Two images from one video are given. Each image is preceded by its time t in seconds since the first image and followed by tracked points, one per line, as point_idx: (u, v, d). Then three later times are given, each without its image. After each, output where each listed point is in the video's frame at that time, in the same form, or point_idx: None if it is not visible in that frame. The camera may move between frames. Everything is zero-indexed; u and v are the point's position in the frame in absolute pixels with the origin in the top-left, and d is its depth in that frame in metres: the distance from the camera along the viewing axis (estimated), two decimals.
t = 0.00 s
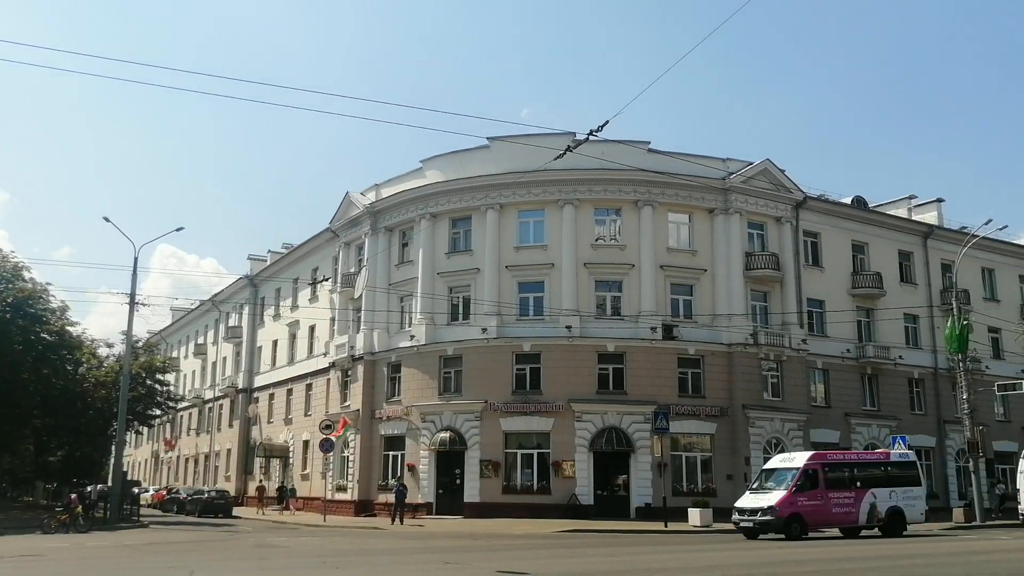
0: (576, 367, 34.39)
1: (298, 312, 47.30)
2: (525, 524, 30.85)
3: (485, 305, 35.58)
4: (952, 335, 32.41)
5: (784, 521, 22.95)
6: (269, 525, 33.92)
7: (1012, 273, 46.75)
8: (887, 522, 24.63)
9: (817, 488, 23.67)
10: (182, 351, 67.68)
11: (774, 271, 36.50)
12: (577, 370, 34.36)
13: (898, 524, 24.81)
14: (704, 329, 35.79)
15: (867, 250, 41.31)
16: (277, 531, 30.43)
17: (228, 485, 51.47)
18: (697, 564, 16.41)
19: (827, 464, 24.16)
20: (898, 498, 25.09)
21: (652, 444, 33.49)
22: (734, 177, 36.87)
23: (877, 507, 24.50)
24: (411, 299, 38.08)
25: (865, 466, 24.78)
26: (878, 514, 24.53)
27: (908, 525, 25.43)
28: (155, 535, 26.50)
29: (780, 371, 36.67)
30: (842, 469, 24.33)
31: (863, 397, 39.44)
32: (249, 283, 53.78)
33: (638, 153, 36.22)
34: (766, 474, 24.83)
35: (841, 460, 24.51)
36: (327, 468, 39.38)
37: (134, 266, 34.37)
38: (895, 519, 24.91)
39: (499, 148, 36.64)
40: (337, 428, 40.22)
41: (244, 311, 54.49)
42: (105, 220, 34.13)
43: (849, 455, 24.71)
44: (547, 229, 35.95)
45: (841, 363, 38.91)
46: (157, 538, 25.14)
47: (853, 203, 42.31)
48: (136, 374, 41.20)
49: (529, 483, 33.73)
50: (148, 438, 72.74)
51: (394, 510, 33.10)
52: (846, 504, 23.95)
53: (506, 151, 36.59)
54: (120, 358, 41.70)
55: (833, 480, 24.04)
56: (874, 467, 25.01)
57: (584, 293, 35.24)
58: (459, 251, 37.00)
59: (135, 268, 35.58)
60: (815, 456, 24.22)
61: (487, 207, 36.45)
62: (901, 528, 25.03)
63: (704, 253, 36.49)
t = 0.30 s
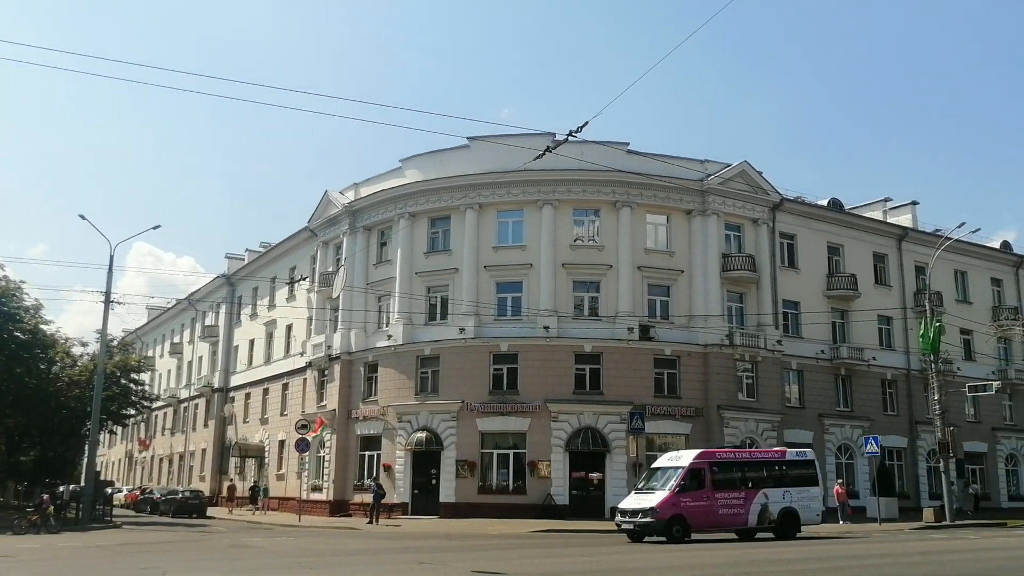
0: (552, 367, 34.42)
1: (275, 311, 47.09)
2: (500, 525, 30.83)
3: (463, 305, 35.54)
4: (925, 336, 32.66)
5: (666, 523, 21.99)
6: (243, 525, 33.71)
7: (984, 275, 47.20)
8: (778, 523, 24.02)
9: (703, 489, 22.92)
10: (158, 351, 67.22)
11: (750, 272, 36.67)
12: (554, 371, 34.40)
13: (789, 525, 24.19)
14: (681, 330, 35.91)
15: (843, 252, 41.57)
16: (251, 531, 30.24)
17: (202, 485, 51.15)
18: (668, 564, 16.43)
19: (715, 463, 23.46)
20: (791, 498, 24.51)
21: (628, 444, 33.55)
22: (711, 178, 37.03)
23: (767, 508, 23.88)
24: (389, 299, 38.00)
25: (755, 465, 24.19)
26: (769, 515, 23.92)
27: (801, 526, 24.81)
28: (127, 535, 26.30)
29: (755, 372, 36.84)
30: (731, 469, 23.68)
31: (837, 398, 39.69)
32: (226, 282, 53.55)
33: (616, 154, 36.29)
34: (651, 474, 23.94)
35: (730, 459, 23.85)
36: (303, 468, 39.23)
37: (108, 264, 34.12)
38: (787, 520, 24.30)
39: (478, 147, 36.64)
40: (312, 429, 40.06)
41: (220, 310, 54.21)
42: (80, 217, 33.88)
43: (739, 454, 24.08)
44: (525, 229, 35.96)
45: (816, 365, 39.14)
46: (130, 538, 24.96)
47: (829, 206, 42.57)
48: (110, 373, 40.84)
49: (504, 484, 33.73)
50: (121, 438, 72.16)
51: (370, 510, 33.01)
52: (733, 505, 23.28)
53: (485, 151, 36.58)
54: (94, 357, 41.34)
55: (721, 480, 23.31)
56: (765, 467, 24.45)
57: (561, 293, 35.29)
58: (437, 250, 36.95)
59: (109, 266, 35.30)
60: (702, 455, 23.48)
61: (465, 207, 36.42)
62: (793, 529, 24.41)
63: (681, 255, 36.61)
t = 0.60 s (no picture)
0: (532, 368, 34.51)
1: (253, 311, 46.90)
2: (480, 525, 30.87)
3: (443, 306, 35.55)
4: (900, 337, 33.02)
5: (541, 526, 20.73)
6: (222, 526, 33.55)
7: (957, 278, 47.73)
8: (668, 526, 22.65)
9: (584, 490, 21.68)
10: (135, 350, 66.79)
11: (728, 275, 36.95)
12: (533, 372, 34.47)
13: (680, 528, 22.78)
14: (659, 331, 36.13)
15: (819, 255, 41.95)
16: (230, 531, 30.11)
17: (180, 485, 50.85)
18: (647, 564, 16.57)
19: (599, 463, 22.26)
20: (683, 499, 23.11)
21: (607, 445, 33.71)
22: (690, 181, 37.26)
23: (656, 509, 22.50)
24: (368, 299, 37.95)
25: (644, 465, 22.92)
26: (658, 518, 22.52)
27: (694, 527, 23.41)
28: (105, 536, 26.16)
29: (733, 373, 37.12)
30: (615, 470, 22.43)
31: (813, 400, 40.02)
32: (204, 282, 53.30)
33: (596, 155, 36.43)
34: (534, 475, 22.73)
35: (615, 459, 22.63)
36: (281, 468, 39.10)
37: (86, 263, 33.90)
38: (678, 522, 22.89)
39: (458, 148, 36.68)
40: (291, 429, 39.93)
41: (198, 310, 53.92)
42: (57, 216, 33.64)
43: (626, 454, 22.86)
44: (505, 230, 36.01)
45: (792, 366, 39.47)
46: (108, 539, 24.82)
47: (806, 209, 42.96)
48: (86, 372, 40.50)
49: (484, 484, 33.77)
50: (98, 438, 71.64)
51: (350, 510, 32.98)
52: (617, 507, 21.97)
53: (465, 151, 36.64)
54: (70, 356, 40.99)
55: (604, 481, 22.07)
56: (655, 467, 23.13)
57: (540, 294, 35.38)
58: (417, 251, 36.93)
59: (86, 265, 35.05)
60: (585, 454, 22.32)
61: (445, 208, 36.43)
62: (686, 532, 23.00)
63: (659, 256, 36.81)
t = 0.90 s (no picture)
0: (511, 370, 34.52)
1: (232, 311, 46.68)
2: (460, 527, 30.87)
3: (423, 307, 35.51)
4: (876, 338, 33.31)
5: (399, 531, 19.94)
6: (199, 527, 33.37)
7: (933, 281, 48.09)
8: (546, 529, 21.68)
9: (451, 492, 21.05)
10: (113, 351, 66.31)
11: (707, 277, 37.10)
12: (512, 373, 34.49)
13: (558, 531, 21.74)
14: (639, 333, 36.25)
15: (798, 257, 42.19)
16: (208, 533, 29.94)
17: (157, 486, 50.55)
18: (625, 565, 16.67)
19: (468, 463, 21.62)
20: (563, 501, 22.13)
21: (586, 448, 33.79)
22: (669, 184, 37.40)
23: (532, 512, 21.66)
24: (348, 300, 37.88)
25: (521, 465, 22.17)
26: (535, 521, 21.66)
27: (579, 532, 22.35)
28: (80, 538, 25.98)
29: (711, 375, 37.27)
30: (486, 471, 21.77)
31: (791, 402, 40.22)
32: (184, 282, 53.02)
33: (577, 158, 36.52)
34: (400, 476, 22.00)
35: (488, 459, 21.97)
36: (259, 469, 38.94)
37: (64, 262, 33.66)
38: (557, 526, 21.86)
39: (439, 149, 36.67)
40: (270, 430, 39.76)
41: (177, 310, 53.62)
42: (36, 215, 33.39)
43: (501, 454, 22.17)
44: (485, 232, 36.01)
45: (770, 368, 39.68)
46: (82, 541, 24.62)
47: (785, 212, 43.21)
48: (63, 373, 40.17)
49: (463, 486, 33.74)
50: (74, 438, 71.05)
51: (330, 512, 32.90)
52: (487, 510, 21.32)
53: (446, 152, 36.64)
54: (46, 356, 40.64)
55: (473, 483, 21.43)
56: (533, 467, 22.37)
57: (520, 296, 35.39)
58: (396, 252, 36.87)
59: (63, 264, 34.76)
60: (454, 454, 21.70)
61: (425, 209, 36.41)
62: (567, 536, 21.95)
63: (639, 258, 36.93)
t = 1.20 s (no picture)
0: (491, 370, 34.53)
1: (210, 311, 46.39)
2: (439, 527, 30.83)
3: (402, 308, 35.44)
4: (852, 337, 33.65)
5: (258, 533, 19.60)
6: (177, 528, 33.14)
7: (908, 283, 48.55)
8: (424, 532, 21.51)
9: (318, 493, 20.83)
10: (88, 351, 65.72)
11: (686, 278, 37.27)
12: (489, 374, 34.50)
13: (438, 534, 21.62)
14: (619, 334, 36.37)
15: (776, 259, 42.49)
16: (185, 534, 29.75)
17: (134, 487, 50.14)
18: (603, 564, 16.76)
19: (337, 463, 21.42)
20: (444, 503, 22.08)
21: (566, 448, 33.87)
22: (649, 186, 37.56)
23: (408, 514, 21.52)
24: (327, 301, 37.77)
25: (398, 466, 22.09)
26: (412, 523, 21.51)
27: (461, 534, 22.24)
28: (54, 540, 25.72)
29: (690, 376, 37.46)
30: (359, 472, 21.60)
31: (768, 404, 40.47)
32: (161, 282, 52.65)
33: (557, 159, 36.59)
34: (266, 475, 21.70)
35: (361, 459, 21.81)
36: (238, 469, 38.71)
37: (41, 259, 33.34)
38: (438, 529, 21.72)
39: (419, 149, 36.63)
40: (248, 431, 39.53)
41: (154, 309, 53.22)
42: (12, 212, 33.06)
43: (374, 454, 22.03)
44: (465, 232, 36.00)
45: (748, 369, 39.92)
46: (55, 543, 24.38)
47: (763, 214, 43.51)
48: (38, 373, 39.76)
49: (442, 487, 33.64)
50: (48, 439, 70.32)
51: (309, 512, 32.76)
52: (358, 512, 21.17)
53: (426, 153, 36.63)
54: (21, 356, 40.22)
55: (343, 484, 21.26)
56: (410, 467, 22.27)
57: (500, 297, 35.40)
58: (376, 252, 36.79)
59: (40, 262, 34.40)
60: (324, 454, 21.48)
61: (405, 209, 36.36)
62: (448, 538, 21.79)
63: (618, 259, 37.04)
